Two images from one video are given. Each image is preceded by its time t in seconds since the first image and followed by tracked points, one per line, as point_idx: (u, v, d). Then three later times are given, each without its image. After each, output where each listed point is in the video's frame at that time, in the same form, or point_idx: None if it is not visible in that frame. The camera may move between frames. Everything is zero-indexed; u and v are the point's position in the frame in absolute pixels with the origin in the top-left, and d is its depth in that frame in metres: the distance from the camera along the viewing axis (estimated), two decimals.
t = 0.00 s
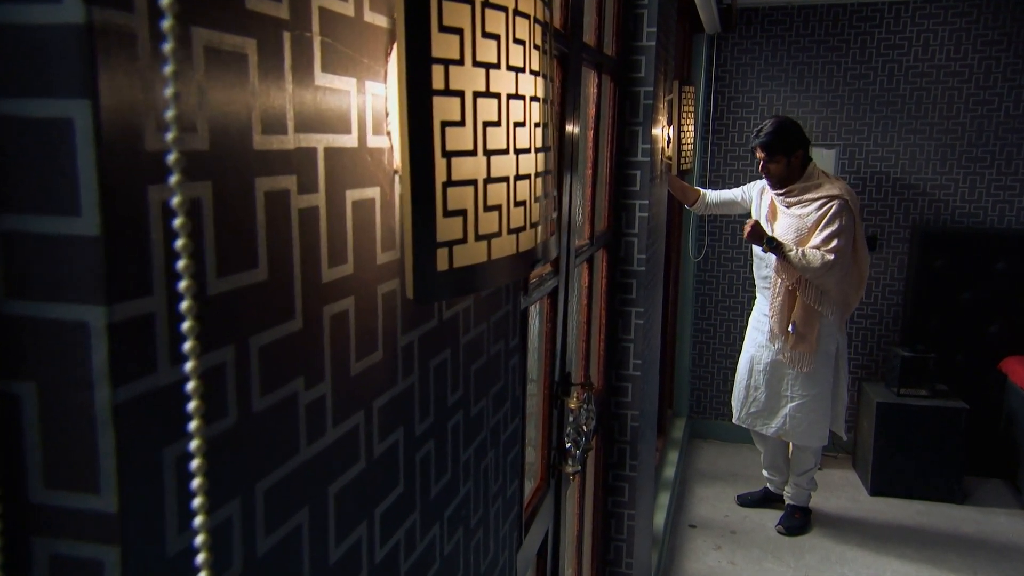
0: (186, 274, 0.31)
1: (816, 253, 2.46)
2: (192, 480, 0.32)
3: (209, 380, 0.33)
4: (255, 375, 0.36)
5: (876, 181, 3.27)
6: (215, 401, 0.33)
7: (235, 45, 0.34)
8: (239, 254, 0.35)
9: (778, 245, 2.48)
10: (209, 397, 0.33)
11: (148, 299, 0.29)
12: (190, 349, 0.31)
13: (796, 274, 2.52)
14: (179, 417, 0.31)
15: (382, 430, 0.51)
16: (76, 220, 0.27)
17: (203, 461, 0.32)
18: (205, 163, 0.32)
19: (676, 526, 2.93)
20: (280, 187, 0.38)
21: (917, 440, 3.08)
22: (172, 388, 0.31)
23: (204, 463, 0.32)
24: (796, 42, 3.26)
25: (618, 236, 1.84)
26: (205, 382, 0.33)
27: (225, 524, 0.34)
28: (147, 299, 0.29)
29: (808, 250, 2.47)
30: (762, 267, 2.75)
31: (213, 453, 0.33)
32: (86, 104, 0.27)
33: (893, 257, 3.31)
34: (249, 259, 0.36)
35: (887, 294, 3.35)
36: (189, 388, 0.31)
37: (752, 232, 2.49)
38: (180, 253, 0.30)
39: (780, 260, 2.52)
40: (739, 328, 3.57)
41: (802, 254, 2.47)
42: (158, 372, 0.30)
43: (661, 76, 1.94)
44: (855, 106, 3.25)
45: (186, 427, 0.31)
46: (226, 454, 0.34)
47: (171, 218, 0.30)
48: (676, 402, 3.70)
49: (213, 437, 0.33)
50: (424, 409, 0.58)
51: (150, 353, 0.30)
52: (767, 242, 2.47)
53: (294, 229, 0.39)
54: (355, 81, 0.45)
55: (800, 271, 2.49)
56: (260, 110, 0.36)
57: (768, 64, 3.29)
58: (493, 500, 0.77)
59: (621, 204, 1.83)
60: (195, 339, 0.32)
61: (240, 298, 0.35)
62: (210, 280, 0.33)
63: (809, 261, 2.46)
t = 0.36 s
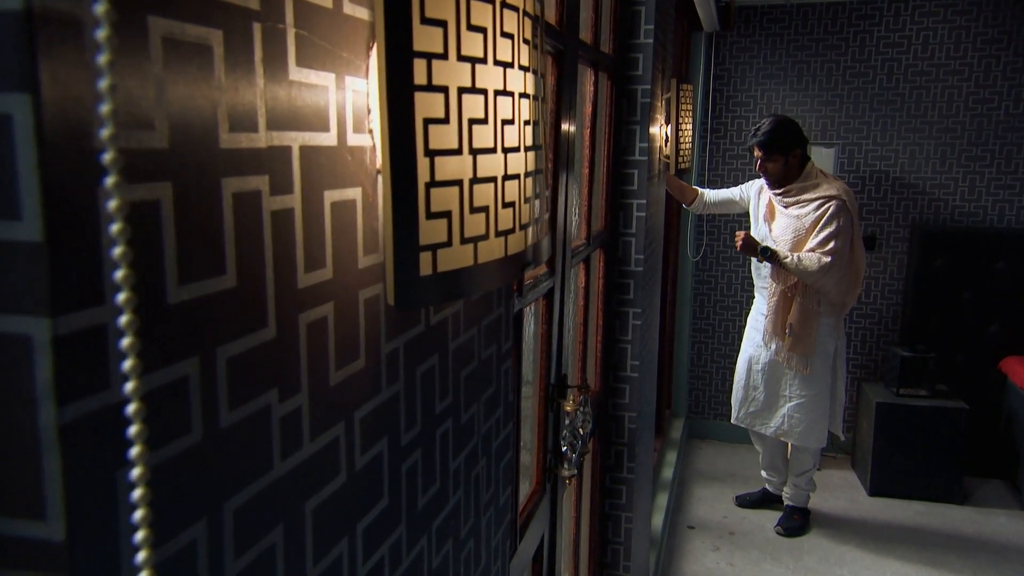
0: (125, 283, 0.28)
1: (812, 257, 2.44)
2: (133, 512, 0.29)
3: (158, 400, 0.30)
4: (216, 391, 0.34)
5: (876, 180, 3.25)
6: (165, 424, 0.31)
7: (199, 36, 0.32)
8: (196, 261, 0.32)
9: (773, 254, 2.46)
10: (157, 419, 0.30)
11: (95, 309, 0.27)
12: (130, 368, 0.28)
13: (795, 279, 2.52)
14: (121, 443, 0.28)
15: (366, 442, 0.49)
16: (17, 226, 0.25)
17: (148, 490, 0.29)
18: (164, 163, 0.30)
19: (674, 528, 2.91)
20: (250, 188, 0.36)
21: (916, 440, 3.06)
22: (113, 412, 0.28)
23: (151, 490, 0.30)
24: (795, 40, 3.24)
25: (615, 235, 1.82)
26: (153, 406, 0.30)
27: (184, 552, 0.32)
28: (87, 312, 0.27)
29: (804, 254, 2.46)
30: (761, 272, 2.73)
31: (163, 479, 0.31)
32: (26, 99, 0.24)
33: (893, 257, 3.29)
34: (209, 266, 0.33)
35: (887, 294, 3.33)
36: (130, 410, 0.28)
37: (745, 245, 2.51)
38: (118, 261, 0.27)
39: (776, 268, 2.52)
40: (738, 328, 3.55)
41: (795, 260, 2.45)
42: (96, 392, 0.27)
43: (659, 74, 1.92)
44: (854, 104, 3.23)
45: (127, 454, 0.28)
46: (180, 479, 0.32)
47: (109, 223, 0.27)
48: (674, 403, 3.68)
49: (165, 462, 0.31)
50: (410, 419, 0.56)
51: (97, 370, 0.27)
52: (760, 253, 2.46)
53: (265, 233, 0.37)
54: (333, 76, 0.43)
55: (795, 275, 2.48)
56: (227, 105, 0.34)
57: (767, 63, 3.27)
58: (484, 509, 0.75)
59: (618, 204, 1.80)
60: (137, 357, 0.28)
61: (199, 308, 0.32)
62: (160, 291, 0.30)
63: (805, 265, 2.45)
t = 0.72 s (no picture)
0: (56, 300, 0.25)
1: (812, 257, 2.42)
2: (67, 552, 0.26)
3: (100, 425, 0.28)
4: (177, 410, 0.32)
5: (876, 180, 3.23)
6: (110, 451, 0.28)
7: (157, 29, 0.30)
8: (153, 271, 0.30)
9: (773, 253, 2.44)
10: (98, 446, 0.28)
11: (30, 326, 0.25)
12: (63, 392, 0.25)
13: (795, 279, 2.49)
14: (52, 476, 0.26)
15: (348, 456, 0.47)
16: None
17: (85, 527, 0.27)
18: (115, 163, 0.28)
19: (674, 530, 2.89)
20: (217, 191, 0.34)
21: (916, 442, 3.04)
22: (43, 441, 0.25)
23: (93, 521, 0.27)
24: (795, 39, 3.22)
25: (614, 236, 1.79)
26: (91, 434, 0.27)
27: None
28: (14, 329, 0.24)
29: (804, 254, 2.44)
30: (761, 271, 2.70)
31: (107, 512, 0.28)
32: None
33: (893, 257, 3.27)
34: (168, 276, 0.31)
35: (887, 294, 3.31)
36: (62, 440, 0.26)
37: (744, 243, 2.49)
38: (48, 275, 0.25)
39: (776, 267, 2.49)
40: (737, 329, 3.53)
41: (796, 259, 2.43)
42: (21, 422, 0.25)
43: (658, 73, 1.90)
44: (854, 104, 3.21)
45: (59, 488, 0.26)
46: (130, 509, 0.29)
47: (37, 232, 0.25)
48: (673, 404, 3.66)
49: (111, 492, 0.28)
50: (396, 429, 0.54)
51: (36, 393, 0.25)
52: (761, 252, 2.44)
53: (235, 240, 0.35)
54: (312, 72, 0.41)
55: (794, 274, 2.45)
56: (191, 103, 0.32)
57: (767, 61, 3.25)
58: (477, 519, 0.73)
59: (617, 205, 1.79)
60: (71, 381, 0.26)
61: (154, 322, 0.30)
62: (104, 307, 0.28)
63: (804, 265, 2.43)
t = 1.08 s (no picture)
0: None
1: (811, 256, 2.40)
2: None
3: (33, 453, 0.25)
4: (132, 429, 0.29)
5: (876, 180, 3.21)
6: (50, 481, 0.26)
7: (110, 19, 0.27)
8: (102, 282, 0.28)
9: (773, 251, 2.42)
10: (31, 473, 0.25)
11: None
12: None
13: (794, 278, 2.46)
14: None
15: (329, 472, 0.45)
16: None
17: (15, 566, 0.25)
18: (55, 166, 0.25)
19: (673, 532, 2.86)
20: (182, 195, 0.31)
21: (917, 443, 3.02)
22: None
23: (25, 559, 0.25)
24: (795, 38, 3.20)
25: (612, 237, 1.77)
26: (24, 460, 0.25)
27: None
28: None
29: (803, 253, 2.42)
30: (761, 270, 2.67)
31: (47, 548, 0.26)
32: None
33: (893, 258, 3.25)
34: (122, 287, 0.28)
35: (888, 295, 3.29)
36: None
37: (744, 242, 2.47)
38: None
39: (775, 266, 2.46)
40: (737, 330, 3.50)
41: (796, 258, 2.41)
42: None
43: (657, 72, 1.88)
44: (855, 104, 3.18)
45: None
46: (75, 541, 0.27)
47: None
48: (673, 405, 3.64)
49: (50, 526, 0.26)
50: (382, 441, 0.52)
51: None
52: (760, 250, 2.42)
53: (202, 246, 0.33)
54: (288, 68, 0.39)
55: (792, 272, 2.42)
56: (151, 99, 0.29)
57: (767, 61, 3.22)
58: (469, 530, 0.71)
59: (616, 205, 1.76)
60: None
61: (105, 337, 0.28)
62: (36, 322, 0.25)
63: (804, 265, 2.40)
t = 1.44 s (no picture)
0: None
1: (813, 257, 2.37)
2: None
3: None
4: (81, 451, 0.27)
5: (877, 180, 3.19)
6: None
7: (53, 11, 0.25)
8: (42, 295, 0.25)
9: (774, 253, 2.39)
10: None
11: None
12: None
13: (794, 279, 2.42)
14: None
15: (308, 489, 0.42)
16: None
17: None
18: None
19: (672, 534, 2.84)
20: (139, 198, 0.29)
21: (918, 445, 3.00)
22: None
23: None
24: (795, 37, 3.18)
25: (610, 237, 1.75)
26: None
27: None
28: None
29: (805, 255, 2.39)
30: (761, 270, 2.65)
31: None
32: None
33: (894, 258, 3.22)
34: (66, 299, 0.26)
35: (888, 296, 3.27)
36: None
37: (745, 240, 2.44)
38: None
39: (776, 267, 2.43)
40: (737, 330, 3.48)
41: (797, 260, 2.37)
42: None
43: (656, 70, 1.85)
44: (855, 103, 3.16)
45: None
46: (15, 575, 0.25)
47: None
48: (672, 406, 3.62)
49: None
50: (366, 455, 0.49)
51: None
52: (762, 251, 2.39)
53: (162, 252, 0.30)
54: (261, 62, 0.36)
55: (793, 273, 2.39)
56: (102, 96, 0.27)
57: (766, 60, 3.20)
58: (460, 542, 0.69)
59: (614, 206, 1.74)
60: None
61: (46, 353, 0.25)
62: None
63: (805, 266, 2.37)
